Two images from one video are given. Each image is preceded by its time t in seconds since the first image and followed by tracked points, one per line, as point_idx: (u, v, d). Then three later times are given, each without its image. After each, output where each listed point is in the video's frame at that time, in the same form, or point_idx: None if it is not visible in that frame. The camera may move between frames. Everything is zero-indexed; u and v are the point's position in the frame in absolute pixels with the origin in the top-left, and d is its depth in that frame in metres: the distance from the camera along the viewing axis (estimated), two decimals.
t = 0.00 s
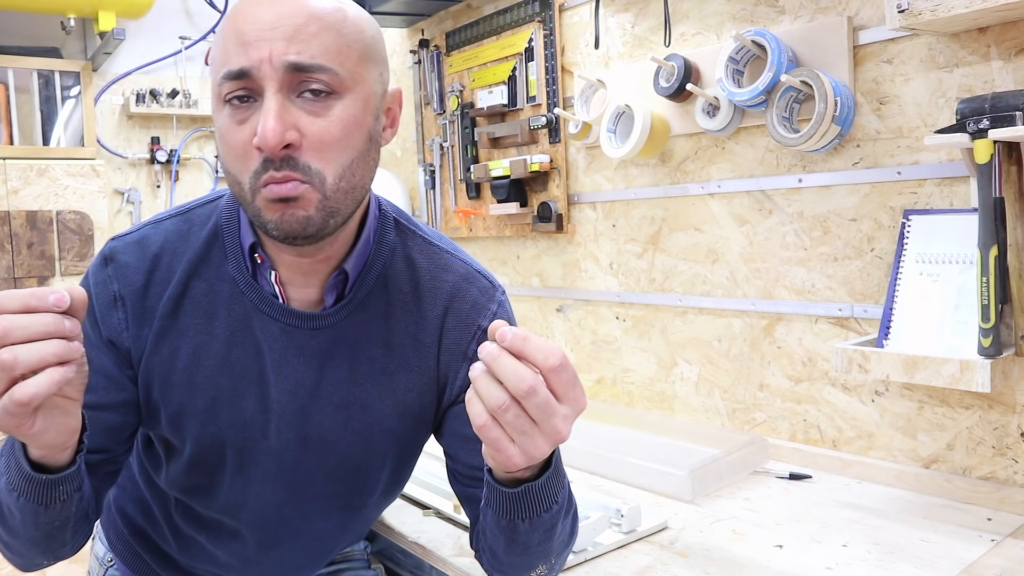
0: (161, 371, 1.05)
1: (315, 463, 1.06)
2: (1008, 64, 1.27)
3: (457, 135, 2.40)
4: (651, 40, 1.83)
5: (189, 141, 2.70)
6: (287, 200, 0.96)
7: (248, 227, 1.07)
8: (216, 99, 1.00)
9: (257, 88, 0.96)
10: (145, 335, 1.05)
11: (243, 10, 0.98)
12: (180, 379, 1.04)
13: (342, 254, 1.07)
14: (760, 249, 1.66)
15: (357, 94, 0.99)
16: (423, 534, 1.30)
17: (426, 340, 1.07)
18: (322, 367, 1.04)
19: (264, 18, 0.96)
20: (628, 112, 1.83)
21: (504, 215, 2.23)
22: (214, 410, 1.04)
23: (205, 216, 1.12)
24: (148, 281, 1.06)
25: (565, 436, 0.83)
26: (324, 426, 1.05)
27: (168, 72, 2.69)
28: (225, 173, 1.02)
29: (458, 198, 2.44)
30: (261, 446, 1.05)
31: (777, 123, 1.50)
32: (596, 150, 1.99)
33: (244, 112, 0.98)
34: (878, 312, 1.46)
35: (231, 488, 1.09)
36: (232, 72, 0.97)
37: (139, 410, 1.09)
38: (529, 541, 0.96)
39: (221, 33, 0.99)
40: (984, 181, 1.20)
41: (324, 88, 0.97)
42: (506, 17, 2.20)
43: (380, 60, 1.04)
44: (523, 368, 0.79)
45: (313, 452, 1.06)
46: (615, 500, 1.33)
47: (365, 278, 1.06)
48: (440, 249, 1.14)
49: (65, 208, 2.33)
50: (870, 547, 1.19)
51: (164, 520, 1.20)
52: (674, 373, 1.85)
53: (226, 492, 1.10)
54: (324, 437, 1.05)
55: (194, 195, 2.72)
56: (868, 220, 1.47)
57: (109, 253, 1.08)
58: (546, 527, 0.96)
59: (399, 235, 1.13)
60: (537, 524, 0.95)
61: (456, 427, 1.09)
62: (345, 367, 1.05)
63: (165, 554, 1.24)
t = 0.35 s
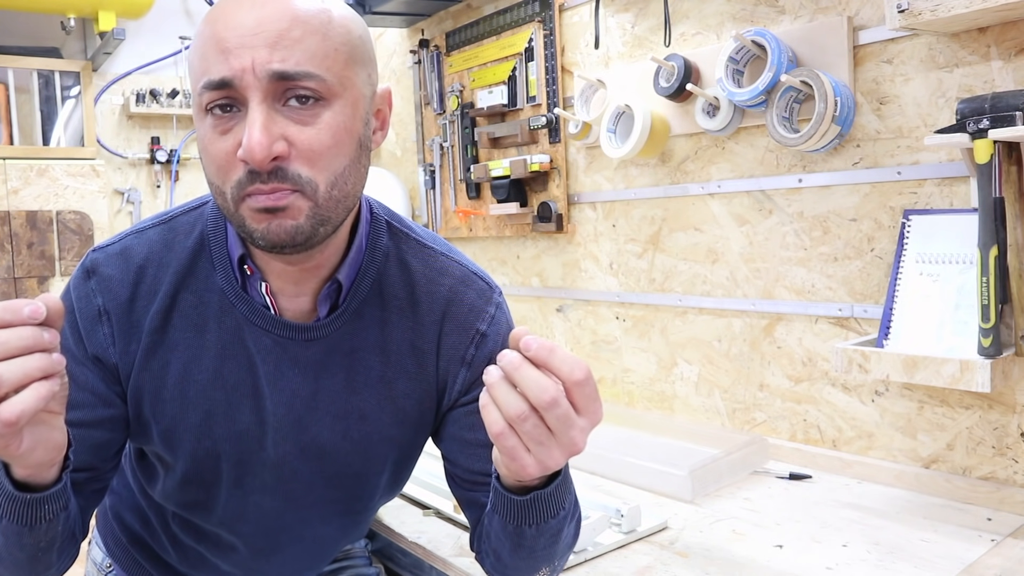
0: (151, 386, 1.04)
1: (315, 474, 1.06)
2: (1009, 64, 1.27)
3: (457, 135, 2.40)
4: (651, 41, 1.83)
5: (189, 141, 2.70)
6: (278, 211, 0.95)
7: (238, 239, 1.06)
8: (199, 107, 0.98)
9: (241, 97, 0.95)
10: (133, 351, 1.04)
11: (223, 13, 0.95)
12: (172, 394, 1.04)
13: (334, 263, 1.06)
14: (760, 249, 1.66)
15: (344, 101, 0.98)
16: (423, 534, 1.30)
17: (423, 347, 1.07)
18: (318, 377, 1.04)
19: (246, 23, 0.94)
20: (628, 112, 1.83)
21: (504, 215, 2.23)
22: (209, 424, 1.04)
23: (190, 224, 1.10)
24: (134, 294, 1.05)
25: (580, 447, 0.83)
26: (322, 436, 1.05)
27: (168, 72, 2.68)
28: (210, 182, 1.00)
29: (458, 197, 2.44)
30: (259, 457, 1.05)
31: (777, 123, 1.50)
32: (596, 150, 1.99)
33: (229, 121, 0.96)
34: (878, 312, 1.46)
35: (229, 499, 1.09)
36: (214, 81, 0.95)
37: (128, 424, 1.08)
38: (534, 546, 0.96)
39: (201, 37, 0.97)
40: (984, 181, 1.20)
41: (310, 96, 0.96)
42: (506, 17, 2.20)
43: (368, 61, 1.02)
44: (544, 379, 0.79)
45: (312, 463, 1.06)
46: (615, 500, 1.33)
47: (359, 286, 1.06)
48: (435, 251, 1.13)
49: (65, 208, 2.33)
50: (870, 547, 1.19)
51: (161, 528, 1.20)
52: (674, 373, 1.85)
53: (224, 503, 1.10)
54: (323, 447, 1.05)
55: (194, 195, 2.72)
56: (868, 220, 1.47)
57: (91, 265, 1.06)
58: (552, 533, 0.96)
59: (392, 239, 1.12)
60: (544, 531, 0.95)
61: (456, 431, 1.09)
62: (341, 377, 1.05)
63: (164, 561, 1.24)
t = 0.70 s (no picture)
0: (151, 388, 1.03)
1: (313, 476, 1.07)
2: (1009, 64, 1.27)
3: (457, 135, 2.40)
4: (651, 41, 1.83)
5: (189, 141, 2.70)
6: (291, 219, 0.95)
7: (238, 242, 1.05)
8: (211, 110, 0.96)
9: (258, 104, 0.94)
10: (132, 353, 1.03)
11: (243, 19, 0.94)
12: (171, 396, 1.03)
13: (336, 264, 1.06)
14: (760, 249, 1.66)
15: (360, 110, 0.98)
16: (423, 534, 1.30)
17: (422, 348, 1.08)
18: (317, 379, 1.04)
19: (268, 30, 0.93)
20: (628, 113, 1.83)
21: (504, 215, 2.23)
22: (208, 426, 1.03)
23: (189, 226, 1.09)
24: (133, 297, 1.04)
25: (580, 469, 0.84)
26: (320, 437, 1.05)
27: (168, 72, 2.68)
28: (220, 185, 0.99)
29: (458, 197, 2.44)
30: (256, 459, 1.05)
31: (777, 123, 1.50)
32: (596, 150, 1.99)
33: (243, 126, 0.95)
34: (878, 312, 1.46)
35: (227, 501, 1.08)
36: (230, 87, 0.93)
37: (128, 426, 1.08)
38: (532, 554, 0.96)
39: (215, 38, 0.95)
40: (984, 181, 1.20)
41: (327, 105, 0.95)
42: (506, 17, 2.21)
43: (381, 69, 1.02)
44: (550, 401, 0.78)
45: (310, 464, 1.06)
46: (615, 500, 1.33)
47: (359, 287, 1.06)
48: (433, 252, 1.14)
49: (65, 208, 2.33)
50: (870, 547, 1.19)
51: (160, 526, 1.20)
52: (674, 373, 1.85)
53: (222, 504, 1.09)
54: (321, 449, 1.05)
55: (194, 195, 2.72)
56: (868, 220, 1.47)
57: (90, 268, 1.05)
58: (552, 541, 0.95)
59: (391, 241, 1.12)
60: (544, 542, 0.95)
61: (455, 431, 1.10)
62: (340, 379, 1.05)
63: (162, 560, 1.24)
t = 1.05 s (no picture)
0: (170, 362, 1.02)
1: (322, 461, 1.06)
2: (1009, 64, 1.27)
3: (457, 135, 2.40)
4: (651, 41, 1.83)
5: (189, 141, 2.70)
6: (388, 217, 0.94)
7: (268, 222, 1.05)
8: (307, 100, 0.90)
9: (370, 103, 0.90)
10: (152, 325, 1.03)
11: (356, 16, 0.89)
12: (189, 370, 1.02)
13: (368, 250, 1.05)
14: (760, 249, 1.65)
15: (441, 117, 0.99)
16: (423, 534, 1.30)
17: (436, 338, 1.09)
18: (334, 364, 1.04)
19: (387, 32, 0.89)
20: (628, 113, 1.83)
21: (504, 215, 2.23)
22: (222, 404, 1.02)
23: (217, 206, 1.09)
24: (158, 270, 1.04)
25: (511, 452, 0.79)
26: (333, 422, 1.04)
27: (168, 72, 2.68)
28: (297, 175, 0.94)
29: (458, 198, 2.44)
30: (266, 442, 1.03)
31: (777, 123, 1.50)
32: (596, 150, 1.99)
33: (347, 123, 0.91)
34: (878, 312, 1.46)
35: (232, 486, 1.06)
36: (347, 84, 0.89)
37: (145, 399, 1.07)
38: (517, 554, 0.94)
39: (318, 28, 0.89)
40: (984, 181, 1.20)
41: (425, 111, 0.95)
42: (506, 17, 2.21)
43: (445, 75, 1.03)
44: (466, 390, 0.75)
45: (321, 449, 1.05)
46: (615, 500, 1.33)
47: (382, 273, 1.06)
48: (452, 247, 1.14)
49: (65, 208, 2.33)
50: (870, 547, 1.19)
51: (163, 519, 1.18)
52: (674, 373, 1.85)
53: (228, 489, 1.07)
54: (333, 433, 1.04)
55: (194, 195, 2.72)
56: (868, 220, 1.47)
57: (119, 239, 1.06)
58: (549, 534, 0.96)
59: (411, 233, 1.13)
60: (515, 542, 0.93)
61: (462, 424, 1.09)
62: (355, 365, 1.05)
63: (165, 556, 1.21)
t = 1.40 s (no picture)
0: (168, 366, 1.02)
1: (323, 462, 1.05)
2: (1009, 64, 1.27)
3: (457, 136, 2.40)
4: (651, 41, 1.83)
5: (189, 141, 2.70)
6: (394, 231, 0.94)
7: (269, 226, 1.05)
8: (317, 113, 0.89)
9: (381, 118, 0.90)
10: (149, 328, 1.02)
11: (368, 29, 0.88)
12: (188, 374, 1.02)
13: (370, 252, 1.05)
14: (760, 249, 1.66)
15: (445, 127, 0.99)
16: (423, 534, 1.30)
17: (438, 339, 1.08)
18: (336, 364, 1.03)
19: (400, 46, 0.89)
20: (628, 113, 1.83)
21: (504, 215, 2.23)
22: (222, 406, 1.02)
23: (215, 209, 1.09)
24: (155, 273, 1.04)
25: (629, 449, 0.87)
26: (336, 423, 1.03)
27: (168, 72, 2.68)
28: (305, 186, 0.93)
29: (458, 198, 2.44)
30: (268, 444, 1.03)
31: (777, 123, 1.50)
32: (596, 150, 1.99)
33: (357, 137, 0.90)
34: (878, 312, 1.46)
35: (234, 487, 1.06)
36: (359, 100, 0.88)
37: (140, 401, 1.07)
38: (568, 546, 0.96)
39: (330, 40, 0.88)
40: (984, 181, 1.20)
41: (433, 124, 0.95)
42: (506, 17, 2.21)
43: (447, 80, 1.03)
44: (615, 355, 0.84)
45: (323, 451, 1.04)
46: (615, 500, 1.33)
47: (385, 274, 1.06)
48: (454, 247, 1.13)
49: (65, 208, 2.33)
50: (870, 547, 1.19)
51: (163, 521, 1.18)
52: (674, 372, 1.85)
53: (229, 490, 1.07)
54: (335, 435, 1.04)
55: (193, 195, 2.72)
56: (868, 220, 1.47)
57: (115, 242, 1.05)
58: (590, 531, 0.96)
59: (413, 234, 1.13)
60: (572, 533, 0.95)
61: (464, 424, 1.09)
62: (357, 366, 1.04)
63: (165, 557, 1.21)
